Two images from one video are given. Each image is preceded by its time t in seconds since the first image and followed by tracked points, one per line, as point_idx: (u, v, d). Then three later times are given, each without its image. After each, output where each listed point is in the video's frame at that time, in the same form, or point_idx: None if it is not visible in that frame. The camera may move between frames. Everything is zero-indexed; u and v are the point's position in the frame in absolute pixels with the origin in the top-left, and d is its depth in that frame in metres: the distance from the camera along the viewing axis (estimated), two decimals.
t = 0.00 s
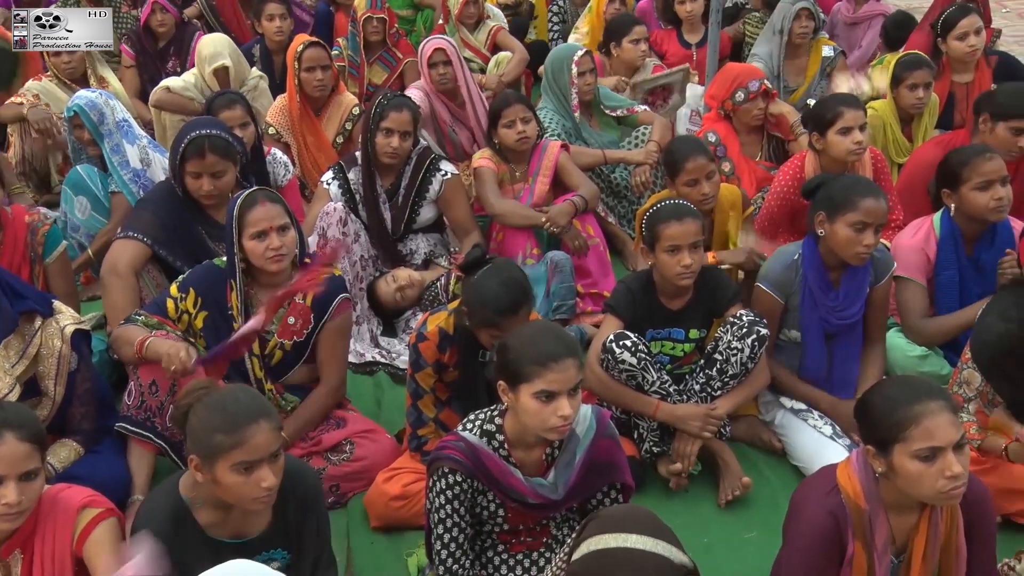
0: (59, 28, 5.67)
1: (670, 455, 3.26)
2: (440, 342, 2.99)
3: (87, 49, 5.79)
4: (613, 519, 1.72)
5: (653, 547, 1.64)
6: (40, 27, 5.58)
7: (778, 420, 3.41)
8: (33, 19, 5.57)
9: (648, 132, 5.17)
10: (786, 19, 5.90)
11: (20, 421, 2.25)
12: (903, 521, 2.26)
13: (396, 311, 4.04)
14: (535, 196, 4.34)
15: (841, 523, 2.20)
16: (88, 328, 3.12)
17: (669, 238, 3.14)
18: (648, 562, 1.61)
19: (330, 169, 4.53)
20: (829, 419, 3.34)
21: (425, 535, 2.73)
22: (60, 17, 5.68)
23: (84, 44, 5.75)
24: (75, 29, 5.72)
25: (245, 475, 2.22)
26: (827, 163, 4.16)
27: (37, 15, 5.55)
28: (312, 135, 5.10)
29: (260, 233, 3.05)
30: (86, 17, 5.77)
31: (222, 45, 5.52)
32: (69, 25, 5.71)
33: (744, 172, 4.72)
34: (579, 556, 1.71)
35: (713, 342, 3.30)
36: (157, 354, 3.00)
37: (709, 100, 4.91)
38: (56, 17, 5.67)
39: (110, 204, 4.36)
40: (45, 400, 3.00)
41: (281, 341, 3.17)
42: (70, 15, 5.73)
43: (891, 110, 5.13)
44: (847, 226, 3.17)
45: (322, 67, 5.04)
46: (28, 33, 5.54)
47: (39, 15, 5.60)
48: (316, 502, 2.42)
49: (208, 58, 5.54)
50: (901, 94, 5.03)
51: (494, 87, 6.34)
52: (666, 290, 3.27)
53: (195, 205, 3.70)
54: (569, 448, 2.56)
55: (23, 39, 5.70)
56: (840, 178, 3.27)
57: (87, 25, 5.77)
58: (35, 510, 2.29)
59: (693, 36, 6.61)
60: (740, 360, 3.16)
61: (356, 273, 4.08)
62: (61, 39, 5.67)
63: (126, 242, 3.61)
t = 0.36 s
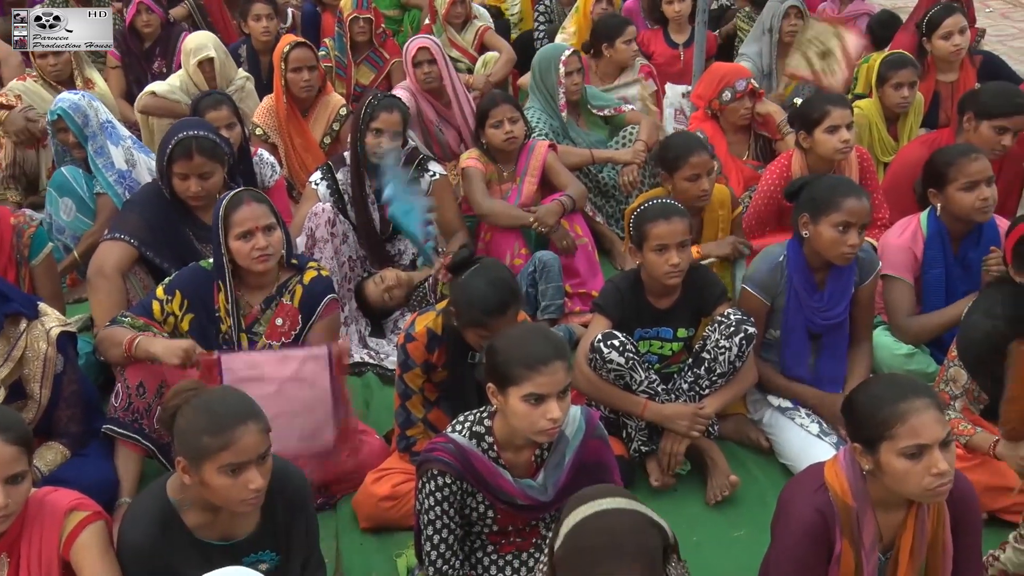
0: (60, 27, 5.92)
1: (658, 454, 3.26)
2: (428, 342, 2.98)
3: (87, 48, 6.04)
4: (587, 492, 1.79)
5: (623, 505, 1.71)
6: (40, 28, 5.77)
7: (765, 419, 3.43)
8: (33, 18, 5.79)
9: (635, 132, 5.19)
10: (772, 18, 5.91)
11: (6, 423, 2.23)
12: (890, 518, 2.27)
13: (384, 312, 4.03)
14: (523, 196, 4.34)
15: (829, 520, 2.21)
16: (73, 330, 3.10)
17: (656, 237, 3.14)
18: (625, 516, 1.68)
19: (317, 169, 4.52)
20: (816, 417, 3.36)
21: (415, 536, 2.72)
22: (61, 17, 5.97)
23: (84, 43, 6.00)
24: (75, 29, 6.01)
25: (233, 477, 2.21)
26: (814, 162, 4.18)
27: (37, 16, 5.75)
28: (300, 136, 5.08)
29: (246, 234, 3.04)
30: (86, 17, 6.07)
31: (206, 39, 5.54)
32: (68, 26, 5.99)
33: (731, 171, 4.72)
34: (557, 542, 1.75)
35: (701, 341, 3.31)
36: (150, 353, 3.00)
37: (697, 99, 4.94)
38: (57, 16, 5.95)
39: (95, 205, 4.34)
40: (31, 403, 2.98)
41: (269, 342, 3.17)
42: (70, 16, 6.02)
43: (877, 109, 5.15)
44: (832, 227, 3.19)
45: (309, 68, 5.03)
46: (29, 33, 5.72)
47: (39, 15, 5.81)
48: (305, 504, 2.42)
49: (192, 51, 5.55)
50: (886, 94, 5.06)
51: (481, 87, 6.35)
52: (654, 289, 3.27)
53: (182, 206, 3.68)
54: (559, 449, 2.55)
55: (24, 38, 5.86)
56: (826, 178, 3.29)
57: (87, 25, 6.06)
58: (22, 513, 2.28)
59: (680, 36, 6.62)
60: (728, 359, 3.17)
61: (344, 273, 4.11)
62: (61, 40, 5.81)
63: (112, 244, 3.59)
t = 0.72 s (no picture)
0: (59, 27, 5.95)
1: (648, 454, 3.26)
2: (418, 343, 2.98)
3: (87, 48, 6.11)
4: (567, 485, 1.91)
5: (607, 488, 1.83)
6: (40, 28, 5.74)
7: (755, 418, 3.44)
8: (34, 19, 5.77)
9: (625, 131, 5.19)
10: (760, 18, 5.93)
11: None
12: (880, 515, 2.28)
13: (374, 313, 4.03)
14: (513, 196, 4.33)
15: (819, 518, 2.22)
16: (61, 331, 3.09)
17: (645, 236, 3.15)
18: (610, 495, 1.79)
19: (305, 170, 4.50)
20: (806, 416, 3.38)
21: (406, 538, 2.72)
22: (60, 17, 5.98)
23: (84, 43, 6.06)
24: (75, 30, 6.01)
25: (222, 480, 2.20)
26: (802, 161, 4.19)
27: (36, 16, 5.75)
28: (288, 137, 5.07)
29: (234, 235, 3.04)
30: (86, 18, 6.12)
31: (196, 39, 5.54)
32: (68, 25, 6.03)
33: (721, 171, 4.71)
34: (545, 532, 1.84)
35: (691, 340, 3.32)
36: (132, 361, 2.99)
37: (686, 99, 4.95)
38: (56, 17, 5.96)
39: (83, 206, 4.33)
40: (19, 405, 2.96)
41: (258, 342, 3.17)
42: (70, 16, 6.03)
43: (865, 109, 5.18)
44: (824, 228, 3.19)
45: (298, 68, 5.01)
46: (29, 33, 5.68)
47: (39, 16, 5.80)
48: (295, 506, 2.41)
49: (183, 51, 5.54)
50: (874, 93, 5.08)
51: (470, 87, 6.35)
52: (643, 289, 3.28)
53: (171, 208, 3.67)
54: (550, 451, 2.55)
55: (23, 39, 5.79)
56: (815, 178, 3.30)
57: (86, 26, 6.10)
58: (10, 516, 2.26)
59: (668, 36, 6.63)
60: (717, 357, 3.17)
61: (333, 274, 4.07)
62: (60, 39, 5.89)
63: (101, 245, 3.58)
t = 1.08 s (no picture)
0: (59, 28, 5.65)
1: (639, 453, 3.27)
2: (407, 343, 2.98)
3: (87, 48, 5.84)
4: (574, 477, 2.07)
5: (616, 478, 1.99)
6: (40, 27, 5.54)
7: (745, 417, 3.45)
8: (34, 18, 5.54)
9: (613, 131, 5.20)
10: (748, 18, 5.94)
11: None
12: (869, 513, 2.28)
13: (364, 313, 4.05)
14: (502, 196, 4.33)
15: (808, 516, 2.22)
16: (49, 334, 3.06)
17: (634, 236, 3.15)
18: (618, 486, 1.95)
19: (295, 171, 4.49)
20: (794, 414, 3.40)
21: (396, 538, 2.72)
22: (60, 16, 5.64)
23: (83, 44, 5.76)
24: (75, 29, 5.75)
25: (210, 481, 2.19)
26: (790, 159, 4.21)
27: (38, 16, 5.49)
28: (277, 137, 5.07)
29: (221, 237, 3.03)
30: (86, 17, 5.82)
31: (185, 40, 5.54)
32: (69, 27, 5.67)
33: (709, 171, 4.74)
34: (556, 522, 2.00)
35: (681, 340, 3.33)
36: (118, 360, 2.96)
37: (675, 99, 4.96)
38: (56, 16, 5.62)
39: (71, 208, 4.30)
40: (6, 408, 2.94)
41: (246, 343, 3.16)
42: (70, 15, 5.71)
43: (852, 107, 5.20)
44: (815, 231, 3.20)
45: (286, 69, 5.00)
46: (29, 33, 5.51)
47: (39, 15, 5.53)
48: (285, 507, 2.40)
49: (171, 52, 5.53)
50: (861, 93, 5.10)
51: (459, 87, 6.34)
52: (633, 289, 3.28)
53: (160, 209, 3.65)
54: (540, 452, 2.55)
55: (22, 37, 5.59)
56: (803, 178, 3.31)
57: (86, 25, 5.81)
58: None
59: (656, 36, 6.64)
60: (708, 357, 3.18)
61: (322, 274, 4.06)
62: (61, 40, 5.62)
63: (89, 247, 3.56)
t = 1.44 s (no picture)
0: (59, 27, 5.64)
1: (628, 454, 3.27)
2: (397, 344, 2.97)
3: (86, 47, 5.94)
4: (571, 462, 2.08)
5: (612, 462, 2.01)
6: (41, 27, 5.50)
7: (734, 415, 3.46)
8: (35, 18, 5.45)
9: (602, 130, 5.22)
10: (736, 18, 5.95)
11: None
12: (858, 511, 2.29)
13: (353, 314, 4.03)
14: (491, 196, 4.34)
15: (797, 514, 2.23)
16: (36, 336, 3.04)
17: (623, 236, 3.15)
18: (616, 471, 1.97)
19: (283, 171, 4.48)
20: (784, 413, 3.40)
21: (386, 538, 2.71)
22: (60, 16, 5.66)
23: (83, 43, 5.87)
24: (75, 28, 5.80)
25: (198, 485, 2.19)
26: (777, 158, 4.21)
27: (38, 16, 5.42)
28: (265, 137, 5.05)
29: (208, 238, 3.02)
30: (86, 17, 5.86)
31: (175, 40, 5.52)
32: (68, 26, 5.73)
33: (698, 171, 4.76)
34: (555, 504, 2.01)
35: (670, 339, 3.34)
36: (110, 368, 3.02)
37: (664, 99, 4.98)
38: (57, 15, 5.61)
39: (58, 209, 4.28)
40: None
41: (235, 344, 3.16)
42: (70, 15, 5.76)
43: (840, 107, 5.22)
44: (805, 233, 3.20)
45: (274, 70, 5.00)
46: (29, 33, 5.46)
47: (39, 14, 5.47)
48: (274, 509, 2.40)
49: (161, 52, 5.50)
50: (849, 92, 5.11)
51: (448, 87, 6.34)
52: (622, 288, 3.29)
53: (148, 211, 3.64)
54: (529, 449, 2.55)
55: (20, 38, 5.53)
56: (790, 177, 3.32)
57: (86, 24, 5.86)
58: None
59: (645, 36, 6.65)
60: (697, 357, 3.19)
61: (312, 275, 4.09)
62: (60, 39, 5.63)
63: (76, 249, 3.54)
